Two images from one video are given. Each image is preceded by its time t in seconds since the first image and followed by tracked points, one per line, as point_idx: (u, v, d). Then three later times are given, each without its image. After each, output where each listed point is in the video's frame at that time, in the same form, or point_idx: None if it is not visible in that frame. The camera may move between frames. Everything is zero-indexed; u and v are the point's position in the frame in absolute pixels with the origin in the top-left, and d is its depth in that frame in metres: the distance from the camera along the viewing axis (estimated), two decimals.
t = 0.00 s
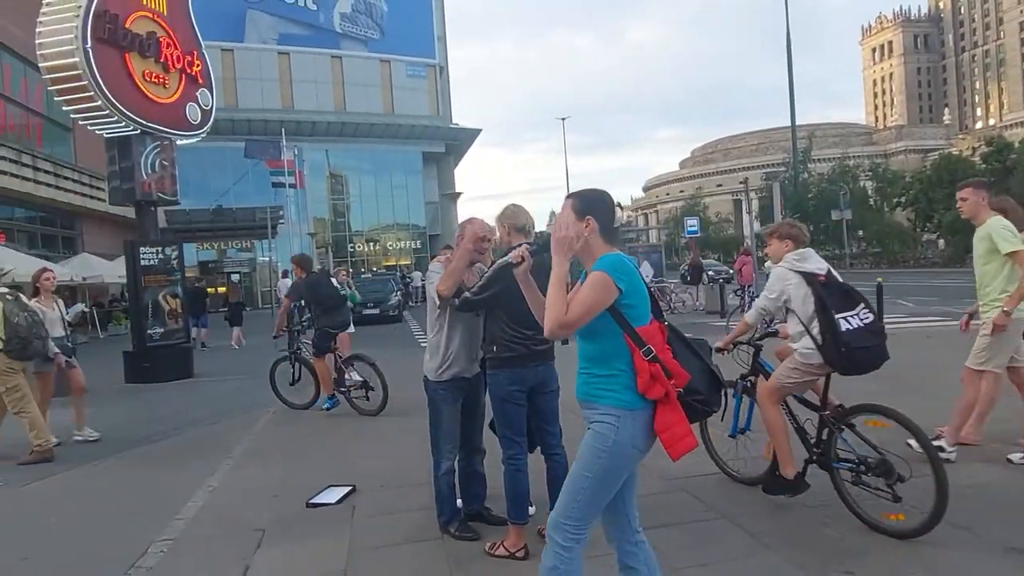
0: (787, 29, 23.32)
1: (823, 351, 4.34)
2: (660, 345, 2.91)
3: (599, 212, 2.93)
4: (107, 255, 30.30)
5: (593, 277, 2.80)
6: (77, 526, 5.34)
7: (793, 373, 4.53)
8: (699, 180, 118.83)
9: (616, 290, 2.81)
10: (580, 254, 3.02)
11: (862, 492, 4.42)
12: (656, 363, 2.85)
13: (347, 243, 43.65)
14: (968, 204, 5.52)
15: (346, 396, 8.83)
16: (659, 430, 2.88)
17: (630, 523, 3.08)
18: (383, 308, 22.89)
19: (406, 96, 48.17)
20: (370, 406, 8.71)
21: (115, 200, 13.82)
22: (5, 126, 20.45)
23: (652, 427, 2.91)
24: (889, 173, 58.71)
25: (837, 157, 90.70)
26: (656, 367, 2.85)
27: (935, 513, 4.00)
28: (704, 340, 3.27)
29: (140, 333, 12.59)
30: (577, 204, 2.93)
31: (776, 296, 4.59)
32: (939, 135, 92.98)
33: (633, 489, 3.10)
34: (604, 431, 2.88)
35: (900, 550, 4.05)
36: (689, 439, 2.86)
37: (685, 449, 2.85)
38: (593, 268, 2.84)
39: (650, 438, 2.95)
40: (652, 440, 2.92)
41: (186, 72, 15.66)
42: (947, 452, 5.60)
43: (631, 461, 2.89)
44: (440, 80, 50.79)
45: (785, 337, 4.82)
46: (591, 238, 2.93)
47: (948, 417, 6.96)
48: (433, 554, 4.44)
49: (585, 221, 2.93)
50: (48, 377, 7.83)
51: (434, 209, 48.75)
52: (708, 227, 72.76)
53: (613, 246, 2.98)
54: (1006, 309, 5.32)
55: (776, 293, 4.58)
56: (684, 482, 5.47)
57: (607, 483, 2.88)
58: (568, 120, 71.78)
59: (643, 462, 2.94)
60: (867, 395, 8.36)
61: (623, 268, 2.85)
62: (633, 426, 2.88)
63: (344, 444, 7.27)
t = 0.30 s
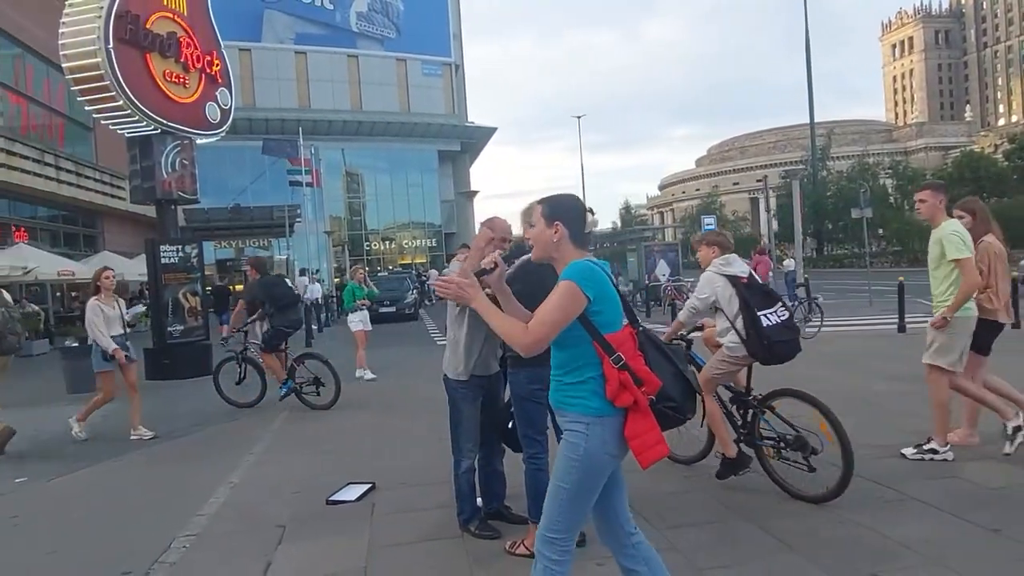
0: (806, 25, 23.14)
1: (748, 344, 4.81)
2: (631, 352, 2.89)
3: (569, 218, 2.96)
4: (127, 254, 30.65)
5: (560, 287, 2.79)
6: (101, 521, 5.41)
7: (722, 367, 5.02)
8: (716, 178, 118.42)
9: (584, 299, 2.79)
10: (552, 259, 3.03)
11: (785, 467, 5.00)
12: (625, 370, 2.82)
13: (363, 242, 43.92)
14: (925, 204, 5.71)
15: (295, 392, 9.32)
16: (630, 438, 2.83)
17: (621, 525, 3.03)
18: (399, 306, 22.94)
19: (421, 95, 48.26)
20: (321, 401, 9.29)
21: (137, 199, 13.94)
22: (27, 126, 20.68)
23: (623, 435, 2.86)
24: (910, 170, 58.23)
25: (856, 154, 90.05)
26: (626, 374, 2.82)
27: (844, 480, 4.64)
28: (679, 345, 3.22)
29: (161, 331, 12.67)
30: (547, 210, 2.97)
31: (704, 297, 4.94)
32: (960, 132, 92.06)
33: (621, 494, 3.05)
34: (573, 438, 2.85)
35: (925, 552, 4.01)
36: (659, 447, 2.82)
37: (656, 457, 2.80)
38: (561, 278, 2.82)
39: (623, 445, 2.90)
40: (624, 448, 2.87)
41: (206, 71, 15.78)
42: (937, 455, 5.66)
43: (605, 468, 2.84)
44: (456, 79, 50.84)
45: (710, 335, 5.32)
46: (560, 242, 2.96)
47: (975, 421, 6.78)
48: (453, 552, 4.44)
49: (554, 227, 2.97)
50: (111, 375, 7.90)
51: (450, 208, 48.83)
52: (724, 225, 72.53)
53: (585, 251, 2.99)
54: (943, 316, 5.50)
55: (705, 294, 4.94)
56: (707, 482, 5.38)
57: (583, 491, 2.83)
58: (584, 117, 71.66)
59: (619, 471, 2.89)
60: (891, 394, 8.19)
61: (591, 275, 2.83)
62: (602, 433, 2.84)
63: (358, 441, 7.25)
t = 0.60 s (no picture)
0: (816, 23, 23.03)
1: (679, 341, 5.27)
2: (586, 347, 2.85)
3: (527, 210, 2.92)
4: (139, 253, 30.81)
5: (517, 282, 2.74)
6: (115, 519, 5.42)
7: (654, 359, 5.57)
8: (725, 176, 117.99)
9: (540, 292, 2.74)
10: (506, 251, 2.99)
11: (709, 448, 5.55)
12: (580, 365, 2.78)
13: (371, 241, 44.05)
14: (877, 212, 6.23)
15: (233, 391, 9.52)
16: (582, 435, 2.78)
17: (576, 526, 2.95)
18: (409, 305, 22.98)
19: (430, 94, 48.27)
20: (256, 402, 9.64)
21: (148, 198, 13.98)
22: (39, 125, 20.79)
23: (576, 432, 2.80)
24: (922, 169, 57.85)
25: (866, 152, 89.60)
26: (580, 370, 2.77)
27: (764, 457, 5.25)
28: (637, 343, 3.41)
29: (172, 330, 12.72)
30: (505, 202, 2.92)
31: (638, 299, 5.36)
32: (972, 130, 91.44)
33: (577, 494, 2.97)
34: (529, 434, 2.76)
35: (943, 553, 3.97)
36: (612, 444, 2.79)
37: (608, 454, 2.78)
38: (516, 272, 2.77)
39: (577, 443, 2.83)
40: (578, 448, 2.82)
41: (217, 71, 15.84)
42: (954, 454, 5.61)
43: (559, 466, 2.76)
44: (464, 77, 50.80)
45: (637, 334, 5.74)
46: (517, 235, 2.91)
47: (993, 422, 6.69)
48: (468, 551, 4.43)
49: (512, 218, 2.92)
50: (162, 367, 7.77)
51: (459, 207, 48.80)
52: (733, 224, 72.28)
53: (541, 245, 2.95)
54: (899, 323, 5.92)
55: (637, 297, 5.36)
56: (724, 483, 5.35)
57: (539, 490, 2.74)
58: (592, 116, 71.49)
59: (574, 471, 2.82)
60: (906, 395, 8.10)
61: (547, 268, 2.79)
62: (557, 430, 2.76)
63: (369, 440, 7.25)
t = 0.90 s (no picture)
0: (828, 22, 22.88)
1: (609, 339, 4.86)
2: (565, 351, 2.84)
3: (505, 210, 2.88)
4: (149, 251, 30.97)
5: (496, 283, 2.68)
6: (130, 516, 5.44)
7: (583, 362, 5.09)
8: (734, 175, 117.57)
9: (521, 294, 2.69)
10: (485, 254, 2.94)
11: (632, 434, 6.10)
12: (559, 370, 2.77)
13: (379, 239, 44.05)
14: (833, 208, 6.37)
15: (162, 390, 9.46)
16: (559, 441, 2.78)
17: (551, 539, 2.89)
18: (418, 303, 22.95)
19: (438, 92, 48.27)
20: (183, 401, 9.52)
21: (160, 196, 14.02)
22: (51, 124, 20.92)
23: (554, 437, 2.80)
24: (933, 167, 57.45)
25: (876, 151, 89.11)
26: (558, 374, 2.76)
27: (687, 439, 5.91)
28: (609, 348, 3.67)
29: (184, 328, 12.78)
30: (482, 201, 2.87)
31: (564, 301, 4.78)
32: (983, 127, 90.83)
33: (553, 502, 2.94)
34: (508, 440, 2.73)
35: (962, 553, 3.94)
36: (590, 449, 2.80)
37: (586, 460, 2.78)
38: (496, 272, 2.71)
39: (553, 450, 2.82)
40: (556, 453, 2.81)
41: (227, 70, 15.88)
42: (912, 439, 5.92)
43: (539, 471, 2.74)
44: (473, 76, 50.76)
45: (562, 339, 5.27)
46: (494, 235, 2.87)
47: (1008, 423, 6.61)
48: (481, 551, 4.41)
49: (489, 219, 2.88)
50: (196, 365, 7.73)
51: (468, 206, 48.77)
52: (743, 223, 71.98)
53: (519, 247, 2.91)
54: (848, 316, 5.99)
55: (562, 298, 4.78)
56: (738, 484, 5.31)
57: (517, 497, 2.72)
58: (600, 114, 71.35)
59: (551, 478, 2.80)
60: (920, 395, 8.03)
61: (527, 268, 2.74)
62: (536, 436, 2.75)
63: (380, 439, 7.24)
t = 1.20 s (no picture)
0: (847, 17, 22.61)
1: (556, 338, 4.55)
2: (556, 354, 2.83)
3: (495, 216, 2.84)
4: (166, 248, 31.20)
5: (490, 289, 2.65)
6: (150, 510, 5.46)
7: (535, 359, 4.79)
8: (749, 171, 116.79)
9: (515, 299, 2.66)
10: (473, 260, 2.92)
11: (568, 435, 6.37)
12: (551, 374, 2.75)
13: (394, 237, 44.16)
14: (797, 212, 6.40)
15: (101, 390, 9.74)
16: (552, 445, 2.78)
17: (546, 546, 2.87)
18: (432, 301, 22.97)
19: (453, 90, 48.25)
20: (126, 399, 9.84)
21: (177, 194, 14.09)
22: (71, 122, 21.12)
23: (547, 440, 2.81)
24: (952, 164, 56.79)
25: (894, 147, 88.23)
26: (552, 378, 2.74)
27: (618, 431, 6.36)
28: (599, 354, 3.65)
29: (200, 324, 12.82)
30: (472, 209, 2.83)
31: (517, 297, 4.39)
32: (1004, 123, 89.72)
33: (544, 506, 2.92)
34: (504, 445, 2.71)
35: (987, 555, 3.89)
36: (582, 451, 2.81)
37: (578, 463, 2.79)
38: (488, 277, 2.68)
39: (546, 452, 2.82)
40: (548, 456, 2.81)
41: (244, 68, 15.94)
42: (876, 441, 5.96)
43: (534, 476, 2.73)
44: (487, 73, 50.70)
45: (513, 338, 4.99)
46: (484, 242, 2.84)
47: None
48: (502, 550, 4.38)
49: (478, 225, 2.84)
50: (230, 364, 7.68)
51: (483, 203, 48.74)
52: (758, 221, 71.52)
53: (509, 252, 2.88)
54: (813, 316, 5.98)
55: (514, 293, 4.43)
56: (758, 483, 5.26)
57: (513, 501, 2.70)
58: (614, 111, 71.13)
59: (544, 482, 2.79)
60: (941, 394, 7.94)
61: (520, 273, 2.71)
62: (532, 440, 2.74)
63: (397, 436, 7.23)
